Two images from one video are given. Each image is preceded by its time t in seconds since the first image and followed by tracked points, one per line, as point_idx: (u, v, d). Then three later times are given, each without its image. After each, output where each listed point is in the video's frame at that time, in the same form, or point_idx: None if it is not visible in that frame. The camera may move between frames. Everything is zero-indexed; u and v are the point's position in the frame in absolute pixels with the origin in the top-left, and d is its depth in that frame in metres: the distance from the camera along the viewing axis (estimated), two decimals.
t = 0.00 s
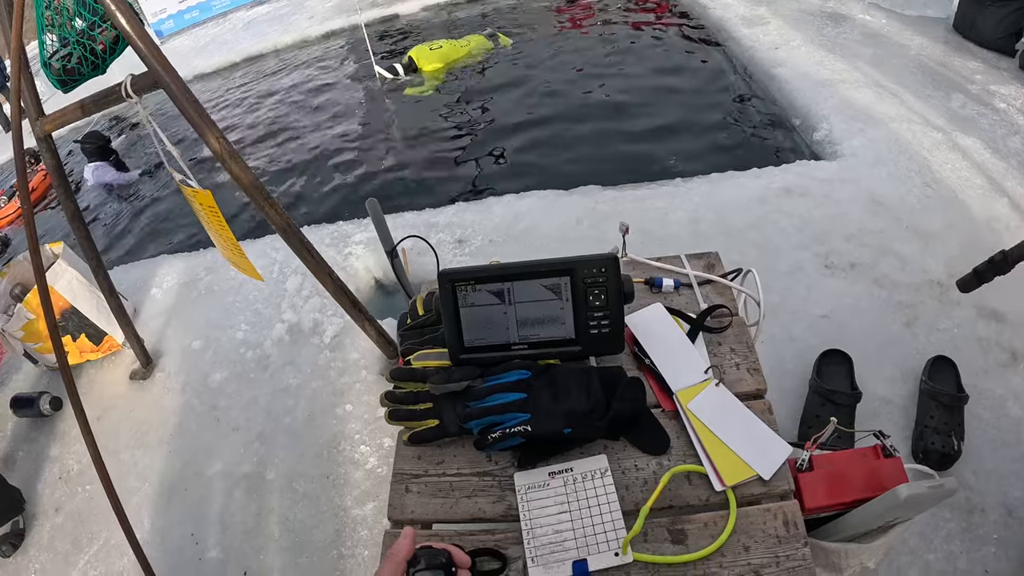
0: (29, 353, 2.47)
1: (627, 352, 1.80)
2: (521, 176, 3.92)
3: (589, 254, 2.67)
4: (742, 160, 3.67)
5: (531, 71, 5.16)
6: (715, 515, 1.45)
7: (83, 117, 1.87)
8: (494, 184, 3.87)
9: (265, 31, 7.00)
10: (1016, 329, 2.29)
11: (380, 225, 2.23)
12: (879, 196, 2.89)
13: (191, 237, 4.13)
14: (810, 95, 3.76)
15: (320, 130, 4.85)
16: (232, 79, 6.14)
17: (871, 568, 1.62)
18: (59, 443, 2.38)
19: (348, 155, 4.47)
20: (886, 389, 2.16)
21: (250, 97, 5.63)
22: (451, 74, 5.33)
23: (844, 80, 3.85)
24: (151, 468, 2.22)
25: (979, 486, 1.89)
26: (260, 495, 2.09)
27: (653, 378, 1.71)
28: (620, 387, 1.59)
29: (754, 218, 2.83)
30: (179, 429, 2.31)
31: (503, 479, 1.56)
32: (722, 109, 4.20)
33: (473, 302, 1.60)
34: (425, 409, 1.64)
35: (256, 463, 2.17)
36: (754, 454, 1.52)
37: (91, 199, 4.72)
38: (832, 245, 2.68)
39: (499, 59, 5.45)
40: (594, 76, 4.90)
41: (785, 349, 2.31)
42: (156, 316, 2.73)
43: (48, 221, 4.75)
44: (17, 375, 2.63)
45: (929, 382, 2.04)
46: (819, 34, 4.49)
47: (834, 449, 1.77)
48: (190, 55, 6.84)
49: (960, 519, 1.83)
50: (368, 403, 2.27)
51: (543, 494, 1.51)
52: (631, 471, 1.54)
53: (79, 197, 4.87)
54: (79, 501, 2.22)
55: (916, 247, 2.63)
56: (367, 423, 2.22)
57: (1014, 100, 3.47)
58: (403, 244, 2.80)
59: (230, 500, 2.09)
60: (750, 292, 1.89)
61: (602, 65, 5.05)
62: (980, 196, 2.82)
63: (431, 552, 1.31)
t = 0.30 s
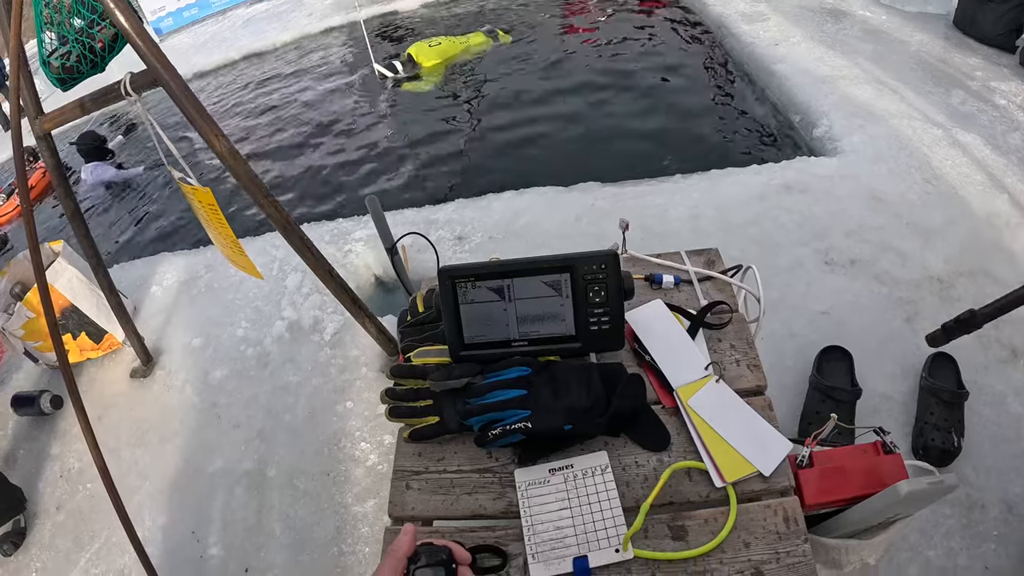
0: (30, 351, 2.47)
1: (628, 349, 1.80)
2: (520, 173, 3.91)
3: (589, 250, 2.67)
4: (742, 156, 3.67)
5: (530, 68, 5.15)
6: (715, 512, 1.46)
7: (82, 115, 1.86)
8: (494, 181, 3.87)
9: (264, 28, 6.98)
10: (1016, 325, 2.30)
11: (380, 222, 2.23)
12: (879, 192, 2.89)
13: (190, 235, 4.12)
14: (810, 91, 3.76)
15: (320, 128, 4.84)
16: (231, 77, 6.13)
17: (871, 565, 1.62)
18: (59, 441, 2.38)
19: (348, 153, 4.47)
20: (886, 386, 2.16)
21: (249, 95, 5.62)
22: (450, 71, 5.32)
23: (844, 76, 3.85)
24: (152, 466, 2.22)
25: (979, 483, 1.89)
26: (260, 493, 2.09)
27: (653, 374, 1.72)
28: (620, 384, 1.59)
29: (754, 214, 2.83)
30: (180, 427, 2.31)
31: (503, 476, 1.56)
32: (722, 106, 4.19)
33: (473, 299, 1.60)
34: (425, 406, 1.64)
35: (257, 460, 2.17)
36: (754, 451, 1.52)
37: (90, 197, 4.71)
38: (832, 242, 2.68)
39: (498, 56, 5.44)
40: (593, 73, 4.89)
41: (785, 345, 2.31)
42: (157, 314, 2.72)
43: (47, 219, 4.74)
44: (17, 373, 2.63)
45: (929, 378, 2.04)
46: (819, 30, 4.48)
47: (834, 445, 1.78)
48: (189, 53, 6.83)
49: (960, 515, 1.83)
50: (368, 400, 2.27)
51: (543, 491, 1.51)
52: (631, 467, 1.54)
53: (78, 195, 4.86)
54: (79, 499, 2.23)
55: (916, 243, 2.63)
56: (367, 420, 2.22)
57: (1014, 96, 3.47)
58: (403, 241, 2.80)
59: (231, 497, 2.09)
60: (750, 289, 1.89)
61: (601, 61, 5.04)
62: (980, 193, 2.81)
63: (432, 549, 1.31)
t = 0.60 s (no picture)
0: (30, 351, 2.47)
1: (628, 347, 1.80)
2: (520, 172, 3.91)
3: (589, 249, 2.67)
4: (742, 155, 3.67)
5: (530, 66, 5.14)
6: (715, 510, 1.46)
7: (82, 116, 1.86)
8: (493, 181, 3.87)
9: (264, 27, 6.98)
10: (1016, 324, 2.30)
11: (380, 221, 2.23)
12: (879, 191, 2.88)
13: (190, 234, 4.12)
14: (810, 90, 3.76)
15: (319, 127, 4.84)
16: (231, 76, 6.12)
17: (871, 563, 1.63)
18: (60, 441, 2.39)
19: (347, 152, 4.46)
20: (886, 384, 2.16)
21: (249, 94, 5.61)
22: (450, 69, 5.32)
23: (844, 74, 3.85)
24: (153, 465, 2.22)
25: (979, 482, 1.89)
26: (261, 492, 2.09)
27: (654, 373, 1.72)
28: (620, 382, 1.59)
29: (754, 213, 2.83)
30: (179, 427, 2.31)
31: (503, 475, 1.57)
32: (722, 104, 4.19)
33: (473, 297, 1.60)
34: (425, 405, 1.64)
35: (258, 459, 2.18)
36: (754, 449, 1.52)
37: (90, 197, 4.71)
38: (832, 240, 2.67)
39: (498, 55, 5.43)
40: (593, 72, 4.88)
41: (785, 344, 2.31)
42: (157, 314, 2.73)
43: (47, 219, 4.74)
44: (17, 373, 2.63)
45: (930, 376, 2.04)
46: (819, 28, 4.48)
47: (834, 444, 1.77)
48: (189, 52, 6.82)
49: (961, 513, 1.83)
50: (368, 399, 2.27)
51: (543, 489, 1.51)
52: (632, 466, 1.54)
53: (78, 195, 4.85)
54: (80, 498, 2.23)
55: (916, 242, 2.63)
56: (367, 419, 2.22)
57: (1014, 95, 3.46)
58: (403, 240, 2.79)
59: (231, 497, 2.09)
60: (750, 287, 1.89)
61: (601, 60, 5.04)
62: (980, 191, 2.81)
63: (432, 547, 1.32)
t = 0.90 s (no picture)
0: (30, 351, 2.47)
1: (628, 347, 1.80)
2: (520, 172, 3.91)
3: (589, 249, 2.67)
4: (742, 154, 3.67)
5: (530, 66, 5.14)
6: (715, 510, 1.46)
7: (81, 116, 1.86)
8: (493, 181, 3.87)
9: (264, 28, 6.98)
10: (1016, 323, 2.30)
11: (380, 222, 2.23)
12: (879, 191, 2.88)
13: (190, 235, 4.12)
14: (810, 90, 3.76)
15: (320, 127, 4.84)
16: (231, 76, 6.13)
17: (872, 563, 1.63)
18: (60, 442, 2.39)
19: (347, 152, 4.46)
20: (886, 384, 2.16)
21: (249, 95, 5.61)
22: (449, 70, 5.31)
23: (844, 74, 3.85)
24: (153, 465, 2.23)
25: (979, 481, 1.89)
26: (261, 492, 2.10)
27: (654, 373, 1.72)
28: (620, 382, 1.59)
29: (754, 213, 2.83)
30: (180, 427, 2.31)
31: (504, 475, 1.57)
32: (722, 104, 4.19)
33: (473, 298, 1.60)
34: (425, 405, 1.64)
35: (258, 459, 2.18)
36: (754, 449, 1.52)
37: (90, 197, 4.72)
38: (832, 240, 2.68)
39: (497, 55, 5.43)
40: (593, 71, 4.88)
41: (785, 343, 2.31)
42: (157, 314, 2.73)
43: (48, 220, 4.74)
44: (18, 374, 2.63)
45: (930, 376, 2.04)
46: (819, 28, 4.48)
47: (834, 443, 1.77)
48: (189, 53, 6.83)
49: (961, 513, 1.83)
50: (368, 399, 2.27)
51: (543, 490, 1.51)
52: (632, 466, 1.54)
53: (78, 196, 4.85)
54: (81, 499, 2.23)
55: (916, 242, 2.63)
56: (367, 419, 2.22)
57: (1014, 94, 3.46)
58: (403, 240, 2.79)
59: (232, 497, 2.10)
60: (750, 287, 1.89)
61: (600, 60, 5.04)
62: (980, 191, 2.81)
63: (433, 547, 1.32)
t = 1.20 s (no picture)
0: (30, 352, 2.47)
1: (628, 348, 1.80)
2: (520, 173, 3.91)
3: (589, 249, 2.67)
4: (741, 155, 3.67)
5: (530, 67, 5.14)
6: (716, 510, 1.46)
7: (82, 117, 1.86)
8: (493, 181, 3.87)
9: (264, 29, 6.98)
10: (1016, 323, 2.30)
11: (380, 222, 2.22)
12: (879, 191, 2.88)
13: (190, 235, 4.12)
14: (810, 90, 3.76)
15: (320, 127, 4.84)
16: (231, 77, 6.13)
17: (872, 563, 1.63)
18: (60, 443, 2.39)
19: (347, 152, 4.47)
20: (886, 384, 2.16)
21: (249, 95, 5.61)
22: (449, 71, 5.31)
23: (844, 74, 3.85)
24: (154, 466, 2.23)
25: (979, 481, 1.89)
26: (261, 492, 2.10)
27: (654, 373, 1.72)
28: (620, 383, 1.59)
29: (754, 213, 2.83)
30: (180, 428, 2.31)
31: (504, 475, 1.57)
32: (722, 104, 4.19)
33: (473, 298, 1.60)
34: (425, 406, 1.63)
35: (258, 460, 2.18)
36: (755, 450, 1.52)
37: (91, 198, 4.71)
38: (832, 240, 2.68)
39: (497, 56, 5.43)
40: (593, 72, 4.88)
41: (785, 344, 2.31)
42: (158, 314, 2.73)
43: (48, 221, 4.74)
44: (18, 375, 2.63)
45: (930, 376, 2.04)
46: (819, 28, 4.48)
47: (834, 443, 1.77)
48: (189, 54, 6.83)
49: (961, 513, 1.83)
50: (368, 400, 2.27)
51: (543, 490, 1.51)
52: (632, 466, 1.54)
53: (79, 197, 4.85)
54: (81, 499, 2.23)
55: (917, 242, 2.63)
56: (367, 419, 2.22)
57: (1014, 94, 3.46)
58: (403, 240, 2.79)
59: (232, 497, 2.10)
60: (750, 287, 1.89)
61: (600, 60, 5.04)
62: (980, 191, 2.81)
63: (433, 547, 1.32)
